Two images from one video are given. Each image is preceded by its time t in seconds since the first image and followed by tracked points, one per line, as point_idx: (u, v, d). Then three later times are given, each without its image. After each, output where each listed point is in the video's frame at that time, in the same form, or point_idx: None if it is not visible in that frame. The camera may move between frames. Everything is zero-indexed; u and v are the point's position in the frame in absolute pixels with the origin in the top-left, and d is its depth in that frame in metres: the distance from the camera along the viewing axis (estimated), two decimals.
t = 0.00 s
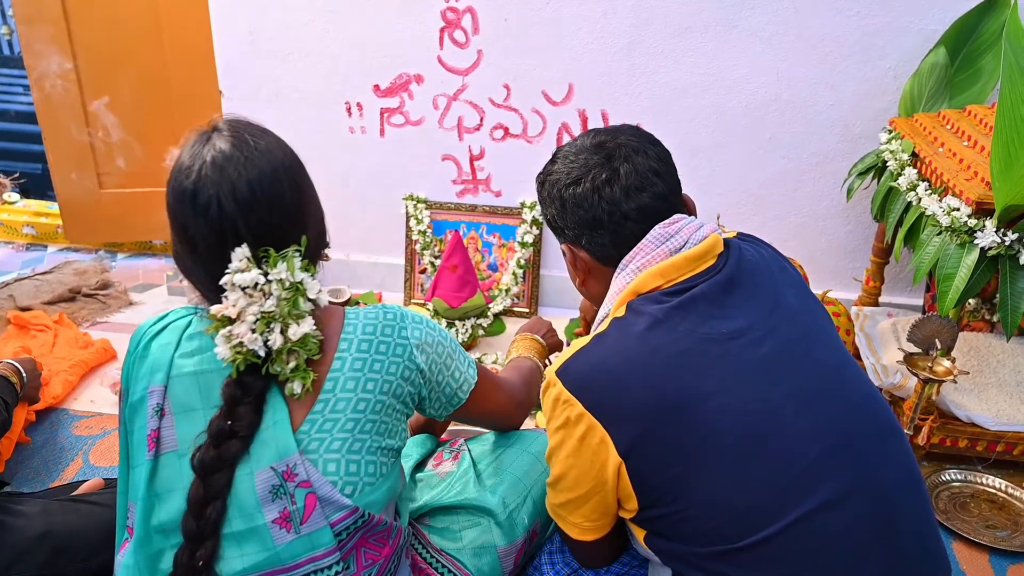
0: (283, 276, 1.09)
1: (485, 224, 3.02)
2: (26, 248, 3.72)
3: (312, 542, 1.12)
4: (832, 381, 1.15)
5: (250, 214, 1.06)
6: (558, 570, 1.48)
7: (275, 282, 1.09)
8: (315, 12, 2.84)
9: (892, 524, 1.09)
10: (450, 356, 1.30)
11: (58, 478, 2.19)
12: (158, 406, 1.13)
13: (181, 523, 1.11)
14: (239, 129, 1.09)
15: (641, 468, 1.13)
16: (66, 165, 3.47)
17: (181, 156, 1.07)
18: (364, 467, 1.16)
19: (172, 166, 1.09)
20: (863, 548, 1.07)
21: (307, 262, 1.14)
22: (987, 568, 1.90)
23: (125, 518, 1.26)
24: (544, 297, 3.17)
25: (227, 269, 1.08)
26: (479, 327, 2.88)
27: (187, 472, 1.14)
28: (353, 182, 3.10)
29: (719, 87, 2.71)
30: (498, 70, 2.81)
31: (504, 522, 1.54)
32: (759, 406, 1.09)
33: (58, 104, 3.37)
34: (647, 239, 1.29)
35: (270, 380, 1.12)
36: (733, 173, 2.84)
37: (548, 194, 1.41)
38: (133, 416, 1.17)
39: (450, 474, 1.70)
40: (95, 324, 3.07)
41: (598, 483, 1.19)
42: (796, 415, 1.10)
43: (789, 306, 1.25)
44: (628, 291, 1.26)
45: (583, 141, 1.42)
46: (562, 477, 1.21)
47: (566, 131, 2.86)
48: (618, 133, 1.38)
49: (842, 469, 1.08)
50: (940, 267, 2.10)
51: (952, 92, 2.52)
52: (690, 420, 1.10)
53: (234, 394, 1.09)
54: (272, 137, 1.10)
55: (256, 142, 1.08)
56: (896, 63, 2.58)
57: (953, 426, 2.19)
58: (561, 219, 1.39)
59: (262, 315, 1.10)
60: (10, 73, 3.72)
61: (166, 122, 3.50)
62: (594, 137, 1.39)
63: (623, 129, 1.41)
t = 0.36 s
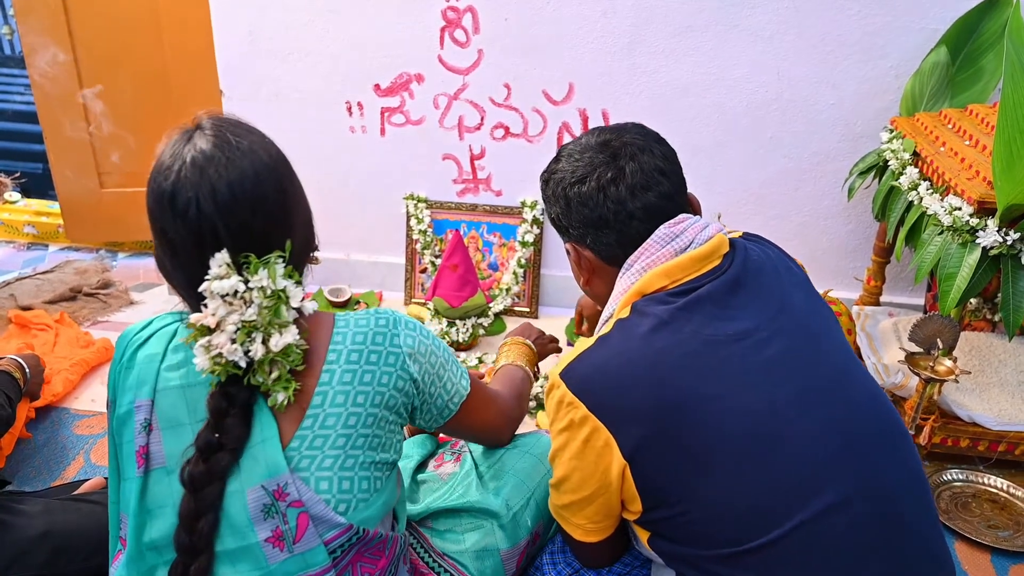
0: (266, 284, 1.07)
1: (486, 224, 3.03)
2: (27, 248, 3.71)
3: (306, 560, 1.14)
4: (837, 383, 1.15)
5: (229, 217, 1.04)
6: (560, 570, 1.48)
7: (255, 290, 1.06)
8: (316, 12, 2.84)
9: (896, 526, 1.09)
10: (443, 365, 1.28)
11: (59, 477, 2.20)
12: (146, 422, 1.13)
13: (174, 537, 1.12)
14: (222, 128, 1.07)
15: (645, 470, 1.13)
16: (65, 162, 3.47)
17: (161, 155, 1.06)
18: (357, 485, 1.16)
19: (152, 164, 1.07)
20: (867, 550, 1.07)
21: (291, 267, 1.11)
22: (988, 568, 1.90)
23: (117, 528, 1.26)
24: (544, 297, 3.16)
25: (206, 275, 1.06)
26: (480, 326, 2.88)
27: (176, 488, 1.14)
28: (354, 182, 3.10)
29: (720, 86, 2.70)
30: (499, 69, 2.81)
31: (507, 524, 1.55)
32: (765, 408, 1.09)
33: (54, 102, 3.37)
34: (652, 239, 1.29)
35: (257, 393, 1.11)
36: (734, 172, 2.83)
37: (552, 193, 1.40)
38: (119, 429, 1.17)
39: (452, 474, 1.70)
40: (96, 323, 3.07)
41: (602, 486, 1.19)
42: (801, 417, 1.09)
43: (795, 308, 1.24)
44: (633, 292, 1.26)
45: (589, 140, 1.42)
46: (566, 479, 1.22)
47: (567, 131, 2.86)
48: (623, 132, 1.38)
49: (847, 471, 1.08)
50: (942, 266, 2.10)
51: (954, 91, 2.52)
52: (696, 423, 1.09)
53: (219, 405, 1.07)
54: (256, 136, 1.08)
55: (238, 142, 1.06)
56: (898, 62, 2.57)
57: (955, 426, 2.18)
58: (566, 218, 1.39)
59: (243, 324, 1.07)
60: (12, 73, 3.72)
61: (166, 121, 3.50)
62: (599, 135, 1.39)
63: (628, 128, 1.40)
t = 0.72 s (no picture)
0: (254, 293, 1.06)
1: (487, 223, 3.03)
2: (32, 247, 3.70)
3: None
4: (847, 385, 1.14)
5: (214, 222, 1.03)
6: (563, 570, 1.47)
7: (243, 298, 1.05)
8: (318, 12, 2.84)
9: (903, 528, 1.08)
10: (438, 377, 1.27)
11: (65, 475, 2.21)
12: (137, 438, 1.14)
13: (170, 552, 1.13)
14: (210, 129, 1.06)
15: (655, 473, 1.12)
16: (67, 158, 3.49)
17: (148, 156, 1.05)
18: (354, 502, 1.16)
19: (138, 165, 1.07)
20: (876, 553, 1.06)
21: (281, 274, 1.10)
22: (993, 569, 1.89)
23: (112, 541, 1.27)
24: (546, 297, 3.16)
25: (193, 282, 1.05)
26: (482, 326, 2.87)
27: (170, 506, 1.15)
28: (355, 181, 3.10)
29: (723, 85, 2.69)
30: (501, 69, 2.80)
31: (512, 526, 1.55)
32: (775, 411, 1.08)
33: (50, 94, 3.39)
34: (662, 238, 1.27)
35: (249, 406, 1.11)
36: (738, 171, 2.82)
37: (561, 189, 1.39)
38: (110, 445, 1.17)
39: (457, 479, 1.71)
40: (99, 322, 3.08)
41: (610, 489, 1.17)
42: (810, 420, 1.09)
43: (806, 309, 1.23)
44: (642, 292, 1.24)
45: (599, 136, 1.40)
46: (573, 481, 1.21)
47: (568, 130, 2.85)
48: (634, 128, 1.36)
49: (855, 474, 1.07)
50: (947, 266, 2.09)
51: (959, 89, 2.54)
52: (705, 425, 1.08)
53: (211, 414, 1.08)
54: (245, 138, 1.07)
55: (225, 144, 1.05)
56: (903, 60, 2.56)
57: (960, 425, 2.17)
58: (574, 215, 1.37)
59: (230, 334, 1.07)
60: (17, 73, 3.74)
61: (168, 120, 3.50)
62: (610, 131, 1.37)
63: (639, 124, 1.38)
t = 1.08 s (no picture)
0: (256, 302, 1.05)
1: (499, 220, 3.02)
2: (45, 245, 3.71)
3: None
4: (869, 385, 1.13)
5: (216, 226, 1.03)
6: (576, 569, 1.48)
7: (245, 306, 1.05)
8: (330, 10, 2.84)
9: (925, 533, 1.08)
10: (444, 387, 1.27)
11: (80, 471, 2.22)
12: (139, 453, 1.14)
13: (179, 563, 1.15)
14: (214, 131, 1.06)
15: (676, 474, 1.12)
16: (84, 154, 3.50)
17: (149, 157, 1.05)
18: (362, 518, 1.18)
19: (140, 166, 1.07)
20: (899, 556, 1.06)
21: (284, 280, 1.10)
22: (1009, 569, 1.87)
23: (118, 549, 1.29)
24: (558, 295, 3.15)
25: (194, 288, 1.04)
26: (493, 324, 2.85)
27: (177, 518, 1.17)
28: (366, 179, 3.11)
29: (736, 82, 2.68)
30: (513, 67, 2.80)
31: (526, 527, 1.55)
32: (797, 414, 1.08)
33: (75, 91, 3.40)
34: (684, 235, 1.26)
35: (252, 417, 1.11)
36: (751, 169, 2.81)
37: (582, 182, 1.37)
38: (114, 458, 1.18)
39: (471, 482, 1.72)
40: (112, 319, 3.10)
41: (630, 491, 1.18)
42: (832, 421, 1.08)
43: (831, 309, 1.21)
44: (663, 290, 1.23)
45: (621, 128, 1.38)
46: (592, 482, 1.21)
47: (580, 128, 2.84)
48: (657, 121, 1.35)
49: (879, 476, 1.07)
50: (963, 264, 2.07)
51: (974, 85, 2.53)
52: (727, 426, 1.08)
53: (215, 425, 1.08)
54: (250, 140, 1.07)
55: (229, 147, 1.04)
56: (916, 57, 2.54)
57: (974, 425, 2.15)
58: (595, 209, 1.36)
59: (232, 343, 1.05)
60: (28, 72, 3.69)
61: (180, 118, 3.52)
62: (632, 123, 1.35)
63: (662, 117, 1.38)
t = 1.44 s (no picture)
0: (258, 313, 1.04)
1: (510, 219, 3.02)
2: (59, 244, 3.69)
3: None
4: (892, 389, 1.13)
5: (217, 234, 1.01)
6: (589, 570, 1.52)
7: (246, 317, 1.03)
8: (342, 9, 2.85)
9: (945, 542, 1.10)
10: (449, 402, 1.26)
11: (92, 468, 2.23)
12: (144, 468, 1.15)
13: None
14: (219, 134, 1.04)
15: (698, 477, 1.12)
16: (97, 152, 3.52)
17: (152, 159, 1.04)
18: (370, 535, 1.19)
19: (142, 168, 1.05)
20: (913, 557, 1.08)
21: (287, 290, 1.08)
22: None
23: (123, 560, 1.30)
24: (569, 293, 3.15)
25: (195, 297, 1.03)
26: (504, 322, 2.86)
27: (182, 533, 1.17)
28: (377, 177, 3.11)
29: (749, 80, 2.67)
30: (524, 65, 2.80)
31: (538, 529, 1.56)
32: (818, 417, 1.08)
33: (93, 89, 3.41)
34: (709, 233, 1.25)
35: (255, 432, 1.11)
36: (763, 167, 2.80)
37: (608, 175, 1.36)
38: (118, 472, 1.18)
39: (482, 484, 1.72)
40: (125, 317, 3.12)
41: (651, 496, 1.17)
42: (852, 425, 1.09)
43: (859, 311, 1.20)
44: (687, 291, 1.23)
45: (648, 120, 1.37)
46: (610, 486, 1.21)
47: (591, 126, 2.83)
48: (686, 114, 1.34)
49: (895, 480, 1.08)
50: (977, 263, 2.06)
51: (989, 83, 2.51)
52: (749, 429, 1.08)
53: (218, 438, 1.06)
54: (256, 144, 1.05)
55: (234, 152, 1.02)
56: (930, 55, 2.53)
57: (989, 425, 2.14)
58: (621, 203, 1.35)
59: (233, 355, 1.04)
60: (37, 71, 3.59)
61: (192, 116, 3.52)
62: (661, 116, 1.34)
63: (691, 110, 1.36)
